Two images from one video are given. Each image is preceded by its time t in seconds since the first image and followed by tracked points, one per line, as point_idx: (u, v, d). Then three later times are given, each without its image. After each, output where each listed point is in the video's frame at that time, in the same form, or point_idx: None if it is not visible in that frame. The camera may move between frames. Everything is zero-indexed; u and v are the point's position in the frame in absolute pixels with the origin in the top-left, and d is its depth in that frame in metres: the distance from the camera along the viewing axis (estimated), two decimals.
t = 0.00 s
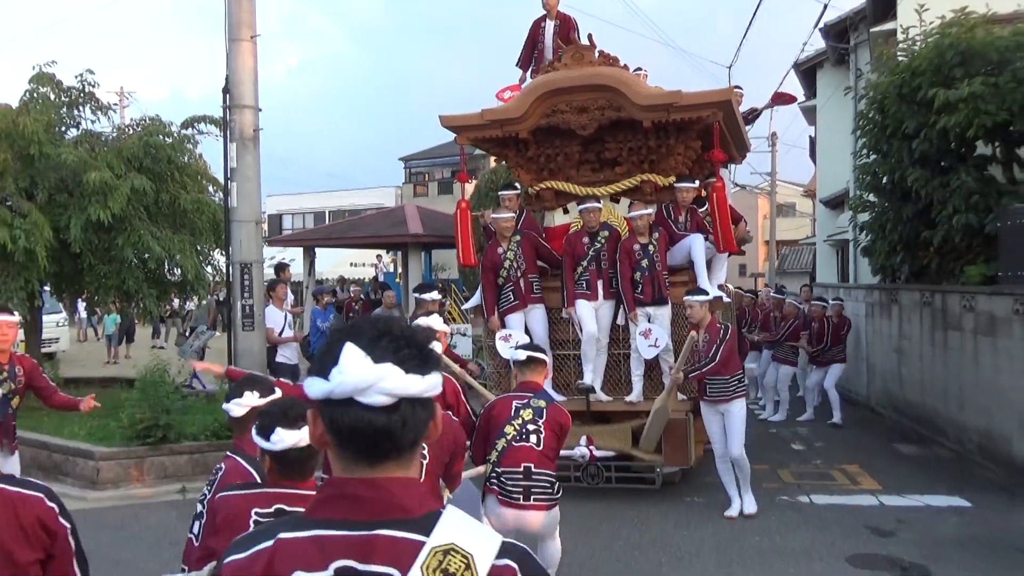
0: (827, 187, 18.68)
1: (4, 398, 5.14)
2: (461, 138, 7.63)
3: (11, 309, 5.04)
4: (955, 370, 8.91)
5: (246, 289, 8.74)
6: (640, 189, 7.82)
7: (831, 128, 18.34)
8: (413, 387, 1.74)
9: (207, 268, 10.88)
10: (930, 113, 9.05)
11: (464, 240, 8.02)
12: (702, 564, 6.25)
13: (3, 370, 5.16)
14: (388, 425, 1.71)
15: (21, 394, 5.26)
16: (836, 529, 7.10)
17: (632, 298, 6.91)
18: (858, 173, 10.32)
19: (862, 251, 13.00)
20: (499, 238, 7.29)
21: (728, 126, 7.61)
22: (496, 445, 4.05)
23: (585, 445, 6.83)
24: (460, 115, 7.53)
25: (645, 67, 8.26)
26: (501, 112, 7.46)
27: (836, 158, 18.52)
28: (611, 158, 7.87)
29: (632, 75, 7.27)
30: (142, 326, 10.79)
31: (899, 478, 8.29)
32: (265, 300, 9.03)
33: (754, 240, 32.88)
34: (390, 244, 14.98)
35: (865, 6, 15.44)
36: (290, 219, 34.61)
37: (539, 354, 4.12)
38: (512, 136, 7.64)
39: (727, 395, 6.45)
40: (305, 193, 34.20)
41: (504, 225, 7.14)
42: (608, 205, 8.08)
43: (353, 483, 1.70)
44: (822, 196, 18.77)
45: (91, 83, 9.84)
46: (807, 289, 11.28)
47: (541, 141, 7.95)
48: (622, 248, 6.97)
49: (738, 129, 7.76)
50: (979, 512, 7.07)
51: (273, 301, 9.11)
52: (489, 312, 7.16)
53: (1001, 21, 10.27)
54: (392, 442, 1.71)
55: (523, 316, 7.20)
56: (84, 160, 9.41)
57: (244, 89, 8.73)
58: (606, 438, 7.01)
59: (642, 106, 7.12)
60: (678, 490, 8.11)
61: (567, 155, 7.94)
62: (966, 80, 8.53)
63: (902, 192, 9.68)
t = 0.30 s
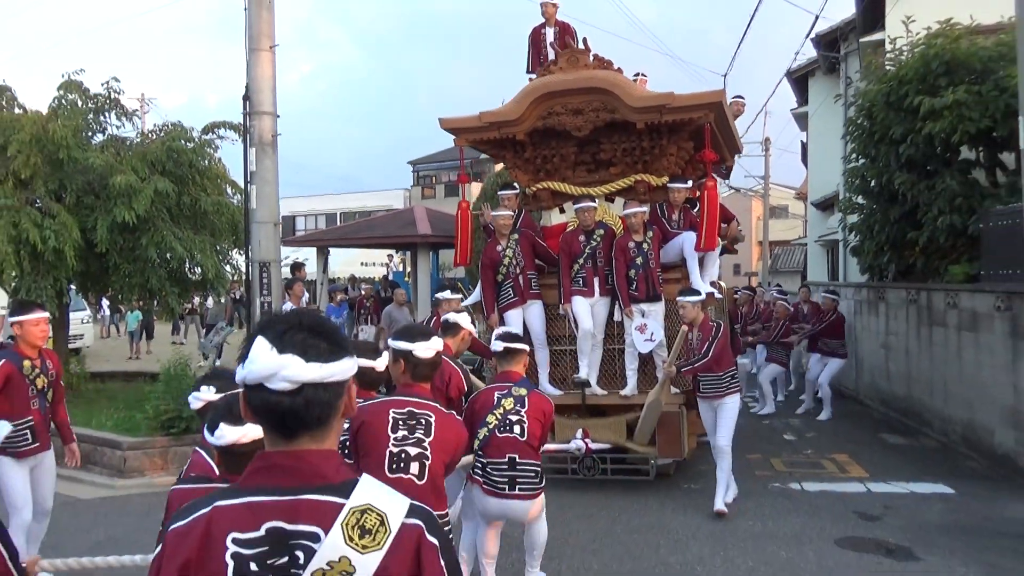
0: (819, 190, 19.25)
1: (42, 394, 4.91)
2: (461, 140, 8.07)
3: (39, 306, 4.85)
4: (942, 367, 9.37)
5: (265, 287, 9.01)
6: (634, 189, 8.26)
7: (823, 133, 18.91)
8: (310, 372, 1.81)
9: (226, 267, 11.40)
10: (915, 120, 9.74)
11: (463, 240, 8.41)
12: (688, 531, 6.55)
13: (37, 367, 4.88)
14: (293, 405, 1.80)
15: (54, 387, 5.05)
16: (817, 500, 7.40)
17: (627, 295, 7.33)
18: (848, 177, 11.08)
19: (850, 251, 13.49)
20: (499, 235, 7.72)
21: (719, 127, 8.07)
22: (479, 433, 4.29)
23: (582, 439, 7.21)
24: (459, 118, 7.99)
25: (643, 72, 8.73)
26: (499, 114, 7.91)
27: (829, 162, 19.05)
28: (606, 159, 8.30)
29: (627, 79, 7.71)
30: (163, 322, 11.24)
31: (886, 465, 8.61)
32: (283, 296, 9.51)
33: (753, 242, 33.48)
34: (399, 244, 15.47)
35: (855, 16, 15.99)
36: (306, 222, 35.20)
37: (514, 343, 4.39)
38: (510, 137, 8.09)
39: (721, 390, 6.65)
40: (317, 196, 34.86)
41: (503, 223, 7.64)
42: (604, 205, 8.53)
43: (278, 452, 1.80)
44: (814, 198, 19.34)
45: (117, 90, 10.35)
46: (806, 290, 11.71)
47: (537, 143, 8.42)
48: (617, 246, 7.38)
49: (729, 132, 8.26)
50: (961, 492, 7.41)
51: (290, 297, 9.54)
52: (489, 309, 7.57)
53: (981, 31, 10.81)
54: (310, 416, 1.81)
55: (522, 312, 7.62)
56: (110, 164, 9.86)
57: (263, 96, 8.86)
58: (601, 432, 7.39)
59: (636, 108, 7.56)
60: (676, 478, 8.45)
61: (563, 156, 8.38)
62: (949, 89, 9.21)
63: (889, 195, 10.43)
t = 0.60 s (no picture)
0: (819, 189, 19.36)
1: (55, 393, 4.96)
2: (458, 138, 8.01)
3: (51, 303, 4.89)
4: (942, 365, 9.48)
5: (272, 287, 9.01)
6: (634, 187, 8.14)
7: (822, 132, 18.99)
8: (303, 352, 1.95)
9: (231, 268, 11.50)
10: (913, 119, 9.86)
11: (457, 241, 8.41)
12: (691, 527, 6.64)
13: (48, 367, 4.94)
14: (286, 383, 1.94)
15: (65, 386, 5.10)
16: (818, 495, 7.49)
17: (625, 295, 7.30)
18: (847, 176, 11.18)
19: (848, 248, 13.60)
20: (495, 235, 7.62)
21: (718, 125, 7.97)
22: (485, 436, 4.33)
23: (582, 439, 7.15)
24: (457, 115, 7.93)
25: (643, 72, 8.83)
26: (497, 112, 7.88)
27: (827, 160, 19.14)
28: (605, 157, 8.20)
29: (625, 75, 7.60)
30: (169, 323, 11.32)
31: (886, 460, 8.70)
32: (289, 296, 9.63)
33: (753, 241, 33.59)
34: (402, 244, 15.58)
35: (853, 16, 16.09)
36: (308, 223, 35.32)
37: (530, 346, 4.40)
38: (507, 135, 8.03)
39: (721, 390, 6.63)
40: (319, 198, 34.96)
41: (499, 222, 7.52)
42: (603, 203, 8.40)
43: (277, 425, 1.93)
44: (814, 197, 19.45)
45: (122, 93, 10.45)
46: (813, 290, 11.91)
47: (536, 141, 8.35)
48: (615, 246, 7.36)
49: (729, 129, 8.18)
50: (960, 486, 7.50)
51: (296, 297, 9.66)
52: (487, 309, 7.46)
53: (977, 32, 10.93)
54: (302, 395, 1.94)
55: (519, 312, 7.52)
56: (116, 167, 9.94)
57: (268, 98, 8.92)
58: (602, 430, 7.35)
59: (635, 104, 7.47)
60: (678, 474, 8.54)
61: (562, 153, 8.30)
62: (947, 88, 9.31)
63: (888, 194, 10.55)
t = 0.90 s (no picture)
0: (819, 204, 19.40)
1: (65, 415, 4.96)
2: (451, 155, 7.79)
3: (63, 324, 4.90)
4: (945, 379, 9.52)
5: (276, 306, 9.00)
6: (630, 203, 7.98)
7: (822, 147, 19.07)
8: (360, 371, 2.11)
9: (234, 288, 11.53)
10: (911, 134, 9.95)
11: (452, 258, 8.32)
12: (697, 544, 6.65)
13: (58, 388, 4.96)
14: (340, 399, 2.09)
15: (77, 408, 5.10)
16: (823, 510, 7.49)
17: (624, 311, 7.22)
18: (847, 192, 11.25)
19: (848, 262, 13.63)
20: (492, 251, 7.50)
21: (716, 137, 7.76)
22: (457, 465, 3.94)
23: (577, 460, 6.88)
24: (450, 131, 7.73)
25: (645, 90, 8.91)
26: (489, 128, 7.66)
27: (827, 175, 19.20)
28: (601, 171, 7.98)
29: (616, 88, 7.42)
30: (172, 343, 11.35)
31: (891, 475, 8.70)
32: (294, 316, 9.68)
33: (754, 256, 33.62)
34: (405, 263, 15.62)
35: (851, 32, 16.20)
36: (310, 241, 35.40)
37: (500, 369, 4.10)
38: (501, 151, 7.83)
39: (721, 409, 6.48)
40: (320, 216, 35.05)
41: (495, 238, 7.35)
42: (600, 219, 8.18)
43: (332, 436, 2.09)
44: (814, 212, 19.50)
45: (126, 115, 10.53)
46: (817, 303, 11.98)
47: (530, 157, 8.13)
48: (614, 261, 7.27)
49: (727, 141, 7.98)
50: (965, 501, 7.52)
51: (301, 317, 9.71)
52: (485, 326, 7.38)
53: (974, 48, 11.03)
54: (354, 410, 2.09)
55: (517, 329, 7.47)
56: (120, 189, 10.00)
57: (272, 119, 8.97)
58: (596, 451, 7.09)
59: (626, 118, 7.25)
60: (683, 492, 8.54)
61: (557, 169, 8.07)
62: (944, 104, 9.39)
63: (888, 208, 10.62)
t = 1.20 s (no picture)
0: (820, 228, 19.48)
1: (68, 445, 4.94)
2: (445, 182, 7.66)
3: (74, 355, 4.89)
4: (949, 404, 9.50)
5: (278, 335, 9.00)
6: (626, 228, 7.66)
7: (822, 173, 19.17)
8: (409, 383, 2.22)
9: (237, 316, 11.55)
10: (910, 160, 10.02)
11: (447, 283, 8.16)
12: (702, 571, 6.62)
13: (63, 418, 4.95)
14: (390, 410, 2.20)
15: (85, 440, 5.07)
16: (829, 537, 7.44)
17: (615, 341, 6.84)
18: (847, 217, 11.31)
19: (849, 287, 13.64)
20: (486, 278, 7.28)
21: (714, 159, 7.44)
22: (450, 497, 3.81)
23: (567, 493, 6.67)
24: (441, 158, 7.58)
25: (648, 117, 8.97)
26: (481, 155, 7.50)
27: (827, 200, 19.28)
28: (596, 198, 7.72)
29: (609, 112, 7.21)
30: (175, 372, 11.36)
31: (896, 500, 8.66)
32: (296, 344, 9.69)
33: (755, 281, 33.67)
34: (407, 290, 15.67)
35: (848, 59, 16.35)
36: (313, 269, 35.59)
37: (502, 402, 4.16)
38: (494, 178, 7.66)
39: (708, 442, 6.06)
40: (323, 244, 35.22)
41: (488, 265, 7.12)
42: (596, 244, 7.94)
43: (380, 444, 2.17)
44: (814, 237, 19.57)
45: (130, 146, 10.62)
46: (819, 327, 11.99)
47: (525, 183, 7.91)
48: (605, 289, 6.91)
49: (727, 160, 7.61)
50: (971, 526, 7.48)
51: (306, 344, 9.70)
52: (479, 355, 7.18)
53: (971, 74, 11.12)
54: (402, 420, 2.20)
55: (510, 358, 7.22)
56: (124, 219, 10.06)
57: (274, 149, 9.03)
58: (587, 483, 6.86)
59: (618, 143, 7.03)
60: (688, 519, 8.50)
61: (551, 196, 7.85)
62: (941, 130, 9.46)
63: (888, 233, 10.66)
